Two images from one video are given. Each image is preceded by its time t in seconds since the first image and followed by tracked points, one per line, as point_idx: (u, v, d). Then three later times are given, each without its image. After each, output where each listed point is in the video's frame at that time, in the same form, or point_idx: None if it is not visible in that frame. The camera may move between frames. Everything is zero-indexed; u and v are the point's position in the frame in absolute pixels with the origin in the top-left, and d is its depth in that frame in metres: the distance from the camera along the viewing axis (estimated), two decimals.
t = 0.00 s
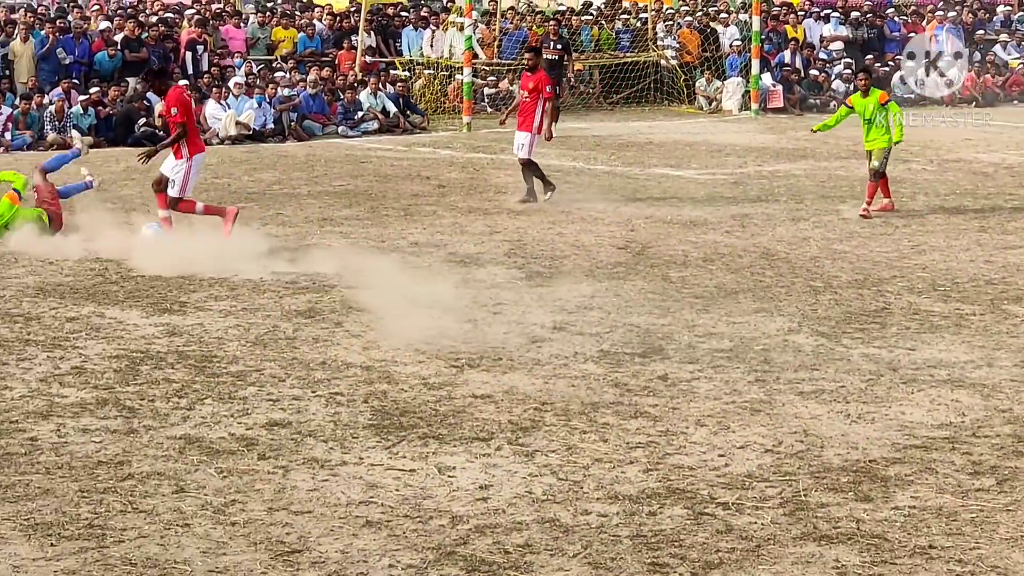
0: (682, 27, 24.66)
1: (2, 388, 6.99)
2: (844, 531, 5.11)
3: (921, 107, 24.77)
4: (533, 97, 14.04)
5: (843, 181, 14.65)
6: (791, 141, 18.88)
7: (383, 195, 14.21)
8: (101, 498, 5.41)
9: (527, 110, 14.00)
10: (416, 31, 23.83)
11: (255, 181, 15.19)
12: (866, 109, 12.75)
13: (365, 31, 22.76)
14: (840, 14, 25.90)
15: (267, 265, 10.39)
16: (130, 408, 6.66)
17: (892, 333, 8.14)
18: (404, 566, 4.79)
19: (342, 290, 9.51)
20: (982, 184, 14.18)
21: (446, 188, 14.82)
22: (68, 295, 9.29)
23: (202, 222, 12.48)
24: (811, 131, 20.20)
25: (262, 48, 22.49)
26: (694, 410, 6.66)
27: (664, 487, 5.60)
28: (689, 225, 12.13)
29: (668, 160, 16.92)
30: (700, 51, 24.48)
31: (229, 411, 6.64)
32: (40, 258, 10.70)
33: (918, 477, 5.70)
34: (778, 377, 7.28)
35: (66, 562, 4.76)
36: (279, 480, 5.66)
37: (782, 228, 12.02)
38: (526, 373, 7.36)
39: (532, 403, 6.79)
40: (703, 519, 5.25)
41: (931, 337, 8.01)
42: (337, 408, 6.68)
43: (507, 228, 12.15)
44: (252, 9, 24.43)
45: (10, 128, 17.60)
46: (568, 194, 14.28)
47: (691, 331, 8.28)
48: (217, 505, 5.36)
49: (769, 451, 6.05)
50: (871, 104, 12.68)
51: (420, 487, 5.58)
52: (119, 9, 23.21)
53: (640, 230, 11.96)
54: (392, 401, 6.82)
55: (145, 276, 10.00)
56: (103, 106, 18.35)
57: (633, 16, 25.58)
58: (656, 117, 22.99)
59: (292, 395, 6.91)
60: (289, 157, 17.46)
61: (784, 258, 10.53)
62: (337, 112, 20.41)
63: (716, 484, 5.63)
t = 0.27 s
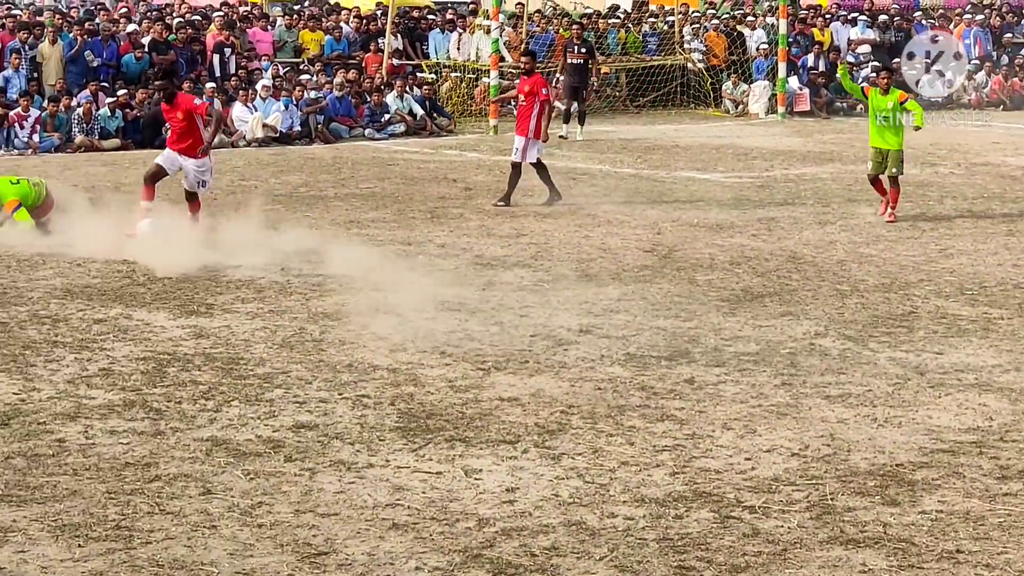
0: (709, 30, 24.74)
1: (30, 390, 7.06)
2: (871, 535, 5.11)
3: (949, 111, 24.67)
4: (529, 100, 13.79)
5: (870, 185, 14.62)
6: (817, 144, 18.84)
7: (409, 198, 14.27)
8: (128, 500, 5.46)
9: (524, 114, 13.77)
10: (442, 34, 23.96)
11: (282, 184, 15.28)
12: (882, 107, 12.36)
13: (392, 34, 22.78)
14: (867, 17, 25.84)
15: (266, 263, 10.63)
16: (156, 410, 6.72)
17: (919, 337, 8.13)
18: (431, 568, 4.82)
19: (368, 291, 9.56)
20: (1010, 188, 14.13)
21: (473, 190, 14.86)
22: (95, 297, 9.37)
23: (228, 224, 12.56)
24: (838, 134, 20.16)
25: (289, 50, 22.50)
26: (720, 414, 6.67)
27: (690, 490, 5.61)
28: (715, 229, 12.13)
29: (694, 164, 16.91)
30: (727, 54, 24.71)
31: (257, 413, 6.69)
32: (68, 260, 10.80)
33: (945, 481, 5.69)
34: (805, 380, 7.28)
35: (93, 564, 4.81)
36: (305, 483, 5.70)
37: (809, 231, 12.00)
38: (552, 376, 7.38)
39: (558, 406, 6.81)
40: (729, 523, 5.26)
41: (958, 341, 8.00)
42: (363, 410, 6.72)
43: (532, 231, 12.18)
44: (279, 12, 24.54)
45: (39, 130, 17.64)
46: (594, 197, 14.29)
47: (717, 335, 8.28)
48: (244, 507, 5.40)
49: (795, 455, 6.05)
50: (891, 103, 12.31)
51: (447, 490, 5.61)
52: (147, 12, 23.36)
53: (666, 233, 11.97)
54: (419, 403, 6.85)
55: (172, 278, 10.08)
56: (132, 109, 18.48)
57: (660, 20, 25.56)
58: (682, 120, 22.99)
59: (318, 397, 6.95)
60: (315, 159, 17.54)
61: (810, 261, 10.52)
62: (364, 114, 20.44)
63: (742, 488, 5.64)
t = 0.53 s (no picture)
0: (744, 31, 24.56)
1: (65, 386, 7.16)
2: (904, 538, 5.11)
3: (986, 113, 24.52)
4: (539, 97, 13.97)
5: (905, 187, 14.56)
6: (853, 145, 18.78)
7: (444, 197, 14.33)
8: (162, 497, 5.54)
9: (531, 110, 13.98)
10: (477, 34, 23.94)
11: (317, 183, 15.38)
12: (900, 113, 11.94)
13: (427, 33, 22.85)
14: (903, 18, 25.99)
15: (293, 261, 10.73)
16: (190, 408, 6.80)
17: (954, 339, 8.11)
18: (464, 568, 4.86)
19: (402, 291, 9.62)
20: None
21: (507, 190, 14.90)
22: (129, 295, 9.47)
23: (262, 223, 12.65)
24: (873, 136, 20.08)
25: (323, 50, 22.64)
26: (753, 415, 6.68)
27: (723, 492, 5.63)
28: (748, 230, 12.13)
29: (729, 164, 16.89)
30: (761, 55, 24.54)
31: (289, 411, 6.76)
32: (102, 257, 10.93)
33: (979, 484, 5.69)
34: (838, 382, 7.27)
35: (128, 560, 4.88)
36: (338, 481, 5.76)
37: (844, 232, 11.98)
38: (586, 376, 7.40)
39: (592, 406, 6.84)
40: (762, 524, 5.28)
41: (994, 344, 7.98)
42: (397, 410, 6.78)
43: (566, 231, 12.21)
44: (314, 11, 24.66)
45: (73, 128, 17.83)
46: (629, 197, 14.30)
47: (751, 336, 8.29)
48: (277, 505, 5.46)
49: (828, 457, 6.06)
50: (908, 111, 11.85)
51: (480, 490, 5.65)
52: (183, 11, 23.52)
53: (700, 234, 11.97)
54: (452, 403, 6.90)
55: (206, 276, 10.17)
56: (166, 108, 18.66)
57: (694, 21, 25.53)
58: (716, 120, 22.97)
59: (352, 396, 7.01)
60: (350, 159, 17.62)
61: (845, 263, 10.50)
62: (398, 114, 20.52)
63: (775, 489, 5.65)
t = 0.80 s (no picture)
0: (765, 36, 24.55)
1: (86, 387, 7.20)
2: (924, 544, 5.10)
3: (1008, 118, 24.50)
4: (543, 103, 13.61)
5: (927, 192, 14.51)
6: (874, 150, 18.73)
7: (464, 200, 14.35)
8: (181, 498, 5.58)
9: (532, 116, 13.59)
10: (498, 37, 23.95)
11: (338, 185, 15.43)
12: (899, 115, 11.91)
13: (448, 36, 22.89)
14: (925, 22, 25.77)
15: (313, 263, 10.80)
16: (210, 409, 6.84)
17: (975, 345, 8.10)
18: (482, 571, 4.88)
19: (421, 294, 9.65)
20: None
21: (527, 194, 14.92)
22: (150, 296, 9.52)
23: (283, 225, 12.71)
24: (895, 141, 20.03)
25: (345, 52, 22.60)
26: (773, 420, 6.68)
27: (742, 496, 5.64)
28: (769, 234, 12.12)
29: (750, 169, 16.86)
30: (783, 59, 24.49)
31: (309, 413, 6.79)
32: (123, 257, 11.01)
33: (999, 491, 5.68)
34: (858, 388, 7.26)
35: (147, 561, 4.91)
36: (357, 484, 5.78)
37: (864, 237, 11.96)
38: (605, 380, 7.41)
39: (611, 410, 6.85)
40: (780, 529, 5.28)
41: (1015, 350, 7.96)
42: (416, 413, 6.80)
43: (586, 234, 12.22)
44: (336, 14, 24.72)
45: (95, 129, 17.94)
46: (650, 201, 14.30)
47: (771, 340, 8.28)
48: (296, 507, 5.49)
49: (848, 462, 6.05)
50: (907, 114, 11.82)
51: (499, 493, 5.67)
52: (205, 12, 23.61)
53: (720, 238, 11.97)
54: (472, 406, 6.92)
55: (226, 277, 10.23)
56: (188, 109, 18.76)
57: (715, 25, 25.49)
58: (737, 125, 22.95)
59: (371, 399, 7.04)
60: (370, 161, 17.67)
61: (865, 268, 10.48)
62: (419, 116, 20.57)
63: (794, 494, 5.65)
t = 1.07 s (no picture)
0: (775, 42, 24.53)
1: (94, 394, 7.22)
2: (933, 552, 5.10)
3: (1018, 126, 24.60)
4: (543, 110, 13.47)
5: (936, 199, 14.51)
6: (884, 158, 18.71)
7: (473, 207, 14.37)
8: (190, 505, 5.59)
9: (532, 124, 13.51)
10: (508, 43, 24.09)
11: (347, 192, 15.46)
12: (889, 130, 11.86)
13: (457, 43, 22.92)
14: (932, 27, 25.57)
15: (322, 270, 10.82)
16: (219, 416, 6.86)
17: (984, 353, 8.10)
18: None
19: (430, 301, 9.66)
20: None
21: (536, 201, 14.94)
22: (159, 303, 9.55)
23: (292, 231, 12.74)
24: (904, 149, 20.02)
25: (354, 59, 22.56)
26: (781, 427, 6.68)
27: (751, 504, 5.64)
28: (778, 242, 12.12)
29: (759, 176, 16.86)
30: (792, 67, 24.42)
31: (317, 420, 6.80)
32: (132, 264, 11.04)
33: (1008, 499, 5.67)
34: (867, 396, 7.26)
35: (156, 568, 4.93)
36: (366, 491, 5.79)
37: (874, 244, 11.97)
38: (614, 387, 7.42)
39: (619, 418, 6.85)
40: (789, 537, 5.28)
41: None
42: (425, 420, 6.81)
43: (595, 242, 12.23)
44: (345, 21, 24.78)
45: (104, 135, 18.02)
46: (659, 208, 14.30)
47: (780, 348, 8.28)
48: (304, 514, 5.51)
49: (857, 470, 6.06)
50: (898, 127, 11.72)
51: (508, 500, 5.68)
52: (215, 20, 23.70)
53: (730, 246, 11.97)
54: (481, 413, 6.93)
55: (235, 284, 10.26)
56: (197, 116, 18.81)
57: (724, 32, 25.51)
58: (745, 132, 22.96)
59: (380, 405, 7.05)
60: (379, 168, 17.70)
61: (874, 276, 10.48)
62: (428, 124, 20.62)
63: (803, 501, 5.66)
